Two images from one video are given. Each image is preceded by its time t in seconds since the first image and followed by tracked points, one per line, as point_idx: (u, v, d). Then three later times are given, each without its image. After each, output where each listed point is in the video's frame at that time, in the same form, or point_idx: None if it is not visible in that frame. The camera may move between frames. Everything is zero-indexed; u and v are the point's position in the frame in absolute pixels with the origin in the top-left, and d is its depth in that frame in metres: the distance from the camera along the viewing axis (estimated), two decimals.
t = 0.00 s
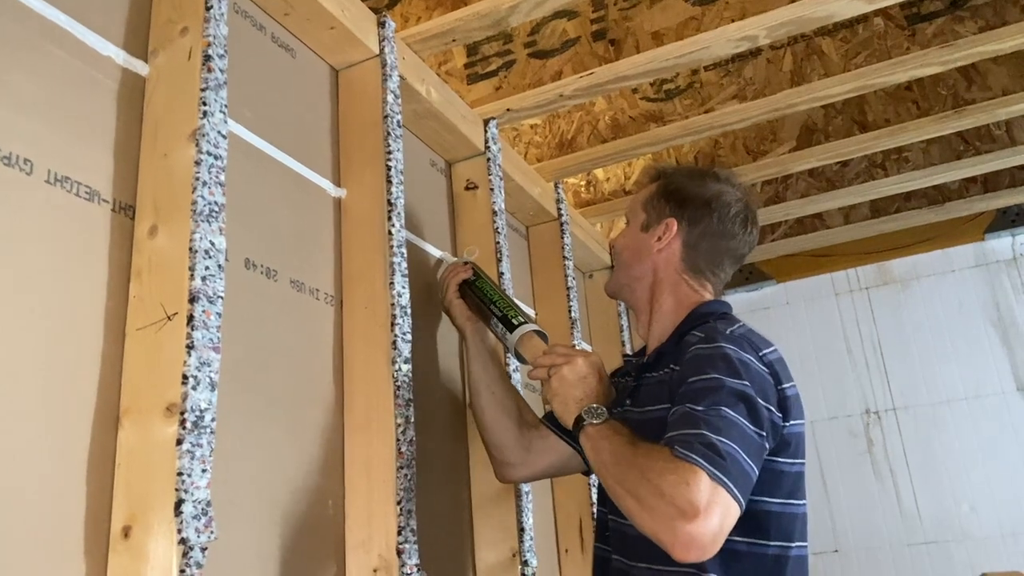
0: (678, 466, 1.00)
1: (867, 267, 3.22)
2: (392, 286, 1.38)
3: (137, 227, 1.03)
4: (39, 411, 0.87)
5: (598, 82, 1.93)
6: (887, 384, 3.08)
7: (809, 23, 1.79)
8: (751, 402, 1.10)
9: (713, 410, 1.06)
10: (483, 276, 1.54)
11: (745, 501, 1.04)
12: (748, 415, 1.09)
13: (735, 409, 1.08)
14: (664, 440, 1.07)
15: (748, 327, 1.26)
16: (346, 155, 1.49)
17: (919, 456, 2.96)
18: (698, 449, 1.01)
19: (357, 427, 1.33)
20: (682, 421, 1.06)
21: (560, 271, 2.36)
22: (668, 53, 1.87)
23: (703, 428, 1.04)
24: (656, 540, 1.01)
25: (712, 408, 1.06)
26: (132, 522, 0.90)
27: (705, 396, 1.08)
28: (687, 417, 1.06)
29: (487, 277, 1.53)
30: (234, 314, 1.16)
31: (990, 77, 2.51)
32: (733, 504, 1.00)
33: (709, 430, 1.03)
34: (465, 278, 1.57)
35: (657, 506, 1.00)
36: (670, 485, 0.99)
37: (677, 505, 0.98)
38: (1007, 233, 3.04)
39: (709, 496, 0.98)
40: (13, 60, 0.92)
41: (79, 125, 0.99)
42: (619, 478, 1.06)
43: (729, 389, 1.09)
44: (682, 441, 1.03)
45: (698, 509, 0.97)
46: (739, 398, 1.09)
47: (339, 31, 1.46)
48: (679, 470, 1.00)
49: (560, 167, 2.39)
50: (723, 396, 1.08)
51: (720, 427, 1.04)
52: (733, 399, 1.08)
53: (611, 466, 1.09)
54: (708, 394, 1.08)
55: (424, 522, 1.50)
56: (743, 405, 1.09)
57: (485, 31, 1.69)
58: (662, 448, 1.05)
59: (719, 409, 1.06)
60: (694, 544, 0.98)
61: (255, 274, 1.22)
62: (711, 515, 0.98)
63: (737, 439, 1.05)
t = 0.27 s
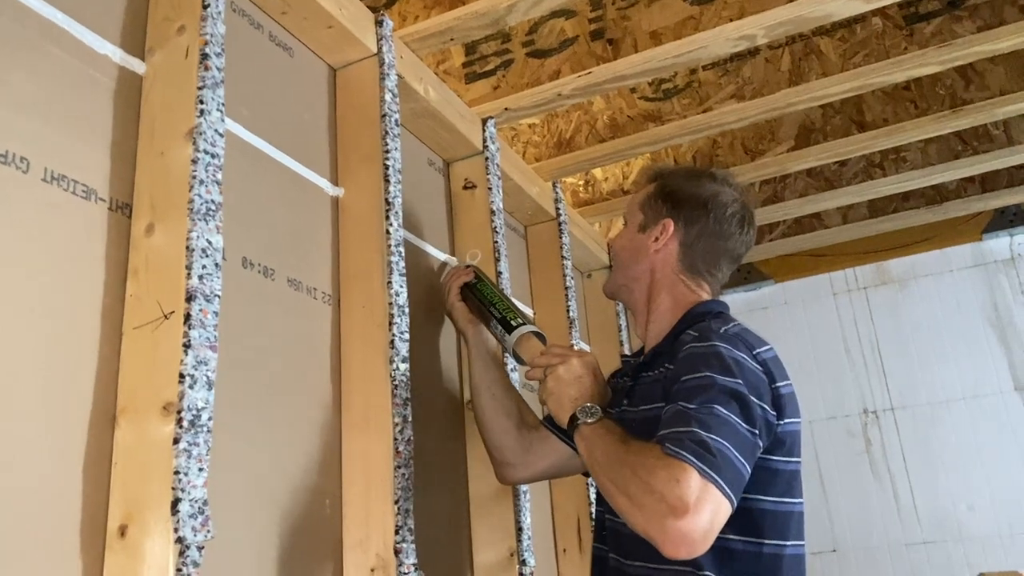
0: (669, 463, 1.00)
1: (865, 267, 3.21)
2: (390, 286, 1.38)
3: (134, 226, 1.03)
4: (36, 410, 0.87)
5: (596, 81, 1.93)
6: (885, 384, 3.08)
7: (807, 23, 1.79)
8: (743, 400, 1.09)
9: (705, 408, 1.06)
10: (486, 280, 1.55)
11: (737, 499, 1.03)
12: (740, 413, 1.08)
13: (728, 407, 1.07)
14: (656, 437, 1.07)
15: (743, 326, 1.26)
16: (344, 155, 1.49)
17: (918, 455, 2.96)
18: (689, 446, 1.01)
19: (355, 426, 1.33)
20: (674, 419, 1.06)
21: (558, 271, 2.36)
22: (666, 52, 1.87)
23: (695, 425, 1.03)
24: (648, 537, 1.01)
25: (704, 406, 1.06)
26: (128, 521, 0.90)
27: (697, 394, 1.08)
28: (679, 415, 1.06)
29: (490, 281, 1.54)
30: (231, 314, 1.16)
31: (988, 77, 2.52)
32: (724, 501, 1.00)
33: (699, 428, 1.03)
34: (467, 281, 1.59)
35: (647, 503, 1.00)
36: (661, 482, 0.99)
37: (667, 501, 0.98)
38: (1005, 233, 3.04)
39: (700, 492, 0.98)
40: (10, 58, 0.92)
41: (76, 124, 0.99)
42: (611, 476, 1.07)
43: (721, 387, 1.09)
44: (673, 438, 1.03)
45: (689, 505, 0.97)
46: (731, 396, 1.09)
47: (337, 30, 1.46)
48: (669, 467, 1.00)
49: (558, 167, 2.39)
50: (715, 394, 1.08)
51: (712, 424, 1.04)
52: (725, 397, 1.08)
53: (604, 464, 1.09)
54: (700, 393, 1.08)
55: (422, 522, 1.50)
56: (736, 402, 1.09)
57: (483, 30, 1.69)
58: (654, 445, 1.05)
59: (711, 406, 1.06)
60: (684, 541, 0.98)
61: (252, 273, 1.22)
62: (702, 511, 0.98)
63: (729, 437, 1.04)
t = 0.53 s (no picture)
0: (662, 464, 1.00)
1: (863, 268, 3.22)
2: (388, 287, 1.38)
3: (132, 227, 1.03)
4: (34, 410, 0.87)
5: (595, 82, 1.93)
6: (882, 385, 3.08)
7: (805, 24, 1.79)
8: (738, 401, 1.09)
9: (699, 410, 1.06)
10: (486, 283, 1.56)
11: (730, 500, 1.03)
12: (735, 414, 1.08)
13: (722, 409, 1.07)
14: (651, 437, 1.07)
15: (739, 328, 1.26)
16: (342, 155, 1.49)
17: (915, 456, 2.97)
18: (682, 447, 1.01)
19: (353, 427, 1.33)
20: (669, 421, 1.06)
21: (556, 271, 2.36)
22: (664, 53, 1.87)
23: (689, 427, 1.03)
24: (641, 537, 1.01)
25: (698, 407, 1.06)
26: (126, 522, 0.90)
27: (692, 396, 1.08)
28: (674, 417, 1.06)
29: (489, 284, 1.56)
30: (229, 314, 1.15)
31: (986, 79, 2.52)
32: (717, 502, 1.00)
33: (694, 429, 1.03)
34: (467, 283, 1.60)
35: (640, 503, 1.00)
36: (654, 482, 0.99)
37: (660, 502, 0.98)
38: (1003, 234, 3.05)
39: (692, 493, 0.98)
40: (8, 58, 0.92)
41: (74, 125, 0.99)
42: (605, 475, 1.07)
43: (716, 388, 1.09)
44: (666, 439, 1.03)
45: (681, 506, 0.97)
46: (726, 397, 1.09)
47: (336, 31, 1.46)
48: (662, 467, 1.00)
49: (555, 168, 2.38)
50: (710, 396, 1.08)
51: (706, 426, 1.04)
52: (720, 399, 1.08)
53: (597, 464, 1.09)
54: (695, 394, 1.08)
55: (420, 523, 1.50)
56: (730, 404, 1.09)
57: (481, 31, 1.69)
58: (648, 446, 1.05)
59: (706, 408, 1.06)
60: (676, 541, 0.98)
61: (250, 274, 1.22)
62: (694, 512, 0.98)
63: (723, 438, 1.04)
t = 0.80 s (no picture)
0: (653, 463, 1.00)
1: (861, 268, 3.22)
2: (386, 287, 1.38)
3: (129, 227, 1.03)
4: (30, 410, 0.87)
5: (593, 82, 1.93)
6: (880, 385, 3.08)
7: (803, 25, 1.79)
8: (732, 401, 1.10)
9: (693, 410, 1.06)
10: (485, 283, 1.57)
11: (723, 501, 1.03)
12: (729, 415, 1.08)
13: (717, 409, 1.07)
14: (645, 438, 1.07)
15: (736, 328, 1.26)
16: (340, 155, 1.49)
17: (913, 456, 2.97)
18: (674, 447, 1.01)
19: (351, 427, 1.33)
20: (662, 421, 1.06)
21: (554, 271, 2.36)
22: (662, 53, 1.87)
23: (682, 426, 1.03)
24: (631, 536, 1.01)
25: (693, 408, 1.06)
26: (123, 522, 0.90)
27: (686, 395, 1.08)
28: (667, 416, 1.06)
29: (488, 285, 1.56)
30: (225, 314, 1.15)
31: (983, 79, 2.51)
32: (709, 502, 1.00)
33: (687, 429, 1.03)
34: (465, 285, 1.61)
35: (631, 502, 1.00)
36: (644, 482, 0.99)
37: (650, 501, 0.98)
38: (1000, 235, 3.05)
39: (683, 493, 0.98)
40: (5, 57, 0.92)
41: (71, 124, 0.99)
42: (598, 475, 1.07)
43: (711, 389, 1.09)
44: (659, 439, 1.03)
45: (671, 505, 0.97)
46: (720, 397, 1.09)
47: (334, 30, 1.45)
48: (654, 467, 1.00)
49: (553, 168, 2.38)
50: (704, 396, 1.08)
51: (699, 426, 1.04)
52: (715, 399, 1.08)
53: (591, 463, 1.09)
54: (690, 394, 1.08)
55: (417, 523, 1.50)
56: (725, 404, 1.09)
57: (479, 31, 1.69)
58: (641, 446, 1.05)
59: (700, 408, 1.06)
60: (666, 541, 0.98)
61: (248, 273, 1.22)
62: (685, 512, 0.98)
63: (716, 439, 1.04)
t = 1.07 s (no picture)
0: (648, 470, 1.01)
1: (858, 270, 3.22)
2: (382, 289, 1.38)
3: (125, 229, 1.03)
4: (25, 413, 0.87)
5: (590, 84, 1.93)
6: (877, 387, 3.09)
7: (799, 28, 1.80)
8: (730, 404, 1.09)
9: (690, 413, 1.06)
10: (475, 283, 1.56)
11: (719, 504, 1.03)
12: (726, 418, 1.08)
13: (714, 412, 1.07)
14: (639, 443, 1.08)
15: (734, 330, 1.25)
16: (337, 157, 1.49)
17: (910, 458, 2.97)
18: (669, 453, 1.01)
19: (347, 429, 1.33)
20: (659, 425, 1.06)
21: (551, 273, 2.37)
22: (659, 56, 1.87)
23: (678, 431, 1.04)
24: (627, 542, 1.02)
25: (690, 411, 1.06)
26: (118, 524, 0.90)
27: (683, 398, 1.08)
28: (664, 420, 1.06)
29: (479, 284, 1.56)
30: (221, 316, 1.15)
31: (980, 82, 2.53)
32: (705, 507, 1.00)
33: (682, 434, 1.03)
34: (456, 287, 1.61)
35: (626, 508, 1.01)
36: (640, 488, 1.00)
37: (645, 507, 0.99)
38: (997, 237, 3.06)
39: (679, 498, 0.99)
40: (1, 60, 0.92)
41: (67, 126, 0.99)
42: (591, 481, 1.07)
43: (709, 391, 1.09)
44: (654, 445, 1.04)
45: (667, 510, 0.98)
46: (718, 400, 1.08)
47: (331, 33, 1.46)
48: (649, 473, 1.00)
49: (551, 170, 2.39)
50: (702, 398, 1.08)
51: (695, 430, 1.04)
52: (712, 401, 1.08)
53: (583, 470, 1.10)
54: (687, 396, 1.08)
55: (413, 526, 1.50)
56: (722, 407, 1.08)
57: (476, 33, 1.69)
58: (635, 452, 1.06)
59: (697, 412, 1.06)
60: (662, 545, 0.99)
61: (245, 276, 1.22)
62: (681, 516, 0.98)
63: (713, 443, 1.04)
